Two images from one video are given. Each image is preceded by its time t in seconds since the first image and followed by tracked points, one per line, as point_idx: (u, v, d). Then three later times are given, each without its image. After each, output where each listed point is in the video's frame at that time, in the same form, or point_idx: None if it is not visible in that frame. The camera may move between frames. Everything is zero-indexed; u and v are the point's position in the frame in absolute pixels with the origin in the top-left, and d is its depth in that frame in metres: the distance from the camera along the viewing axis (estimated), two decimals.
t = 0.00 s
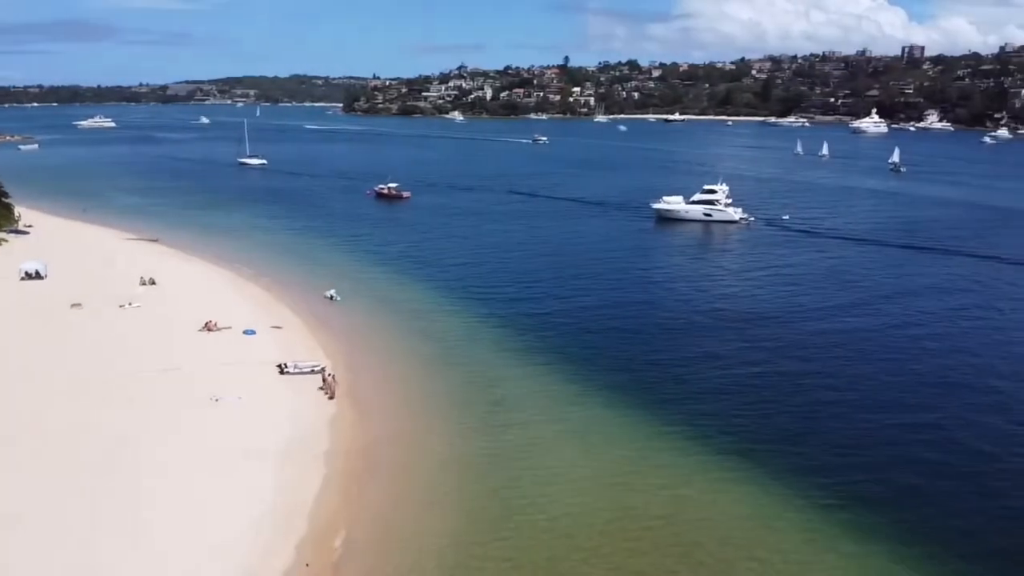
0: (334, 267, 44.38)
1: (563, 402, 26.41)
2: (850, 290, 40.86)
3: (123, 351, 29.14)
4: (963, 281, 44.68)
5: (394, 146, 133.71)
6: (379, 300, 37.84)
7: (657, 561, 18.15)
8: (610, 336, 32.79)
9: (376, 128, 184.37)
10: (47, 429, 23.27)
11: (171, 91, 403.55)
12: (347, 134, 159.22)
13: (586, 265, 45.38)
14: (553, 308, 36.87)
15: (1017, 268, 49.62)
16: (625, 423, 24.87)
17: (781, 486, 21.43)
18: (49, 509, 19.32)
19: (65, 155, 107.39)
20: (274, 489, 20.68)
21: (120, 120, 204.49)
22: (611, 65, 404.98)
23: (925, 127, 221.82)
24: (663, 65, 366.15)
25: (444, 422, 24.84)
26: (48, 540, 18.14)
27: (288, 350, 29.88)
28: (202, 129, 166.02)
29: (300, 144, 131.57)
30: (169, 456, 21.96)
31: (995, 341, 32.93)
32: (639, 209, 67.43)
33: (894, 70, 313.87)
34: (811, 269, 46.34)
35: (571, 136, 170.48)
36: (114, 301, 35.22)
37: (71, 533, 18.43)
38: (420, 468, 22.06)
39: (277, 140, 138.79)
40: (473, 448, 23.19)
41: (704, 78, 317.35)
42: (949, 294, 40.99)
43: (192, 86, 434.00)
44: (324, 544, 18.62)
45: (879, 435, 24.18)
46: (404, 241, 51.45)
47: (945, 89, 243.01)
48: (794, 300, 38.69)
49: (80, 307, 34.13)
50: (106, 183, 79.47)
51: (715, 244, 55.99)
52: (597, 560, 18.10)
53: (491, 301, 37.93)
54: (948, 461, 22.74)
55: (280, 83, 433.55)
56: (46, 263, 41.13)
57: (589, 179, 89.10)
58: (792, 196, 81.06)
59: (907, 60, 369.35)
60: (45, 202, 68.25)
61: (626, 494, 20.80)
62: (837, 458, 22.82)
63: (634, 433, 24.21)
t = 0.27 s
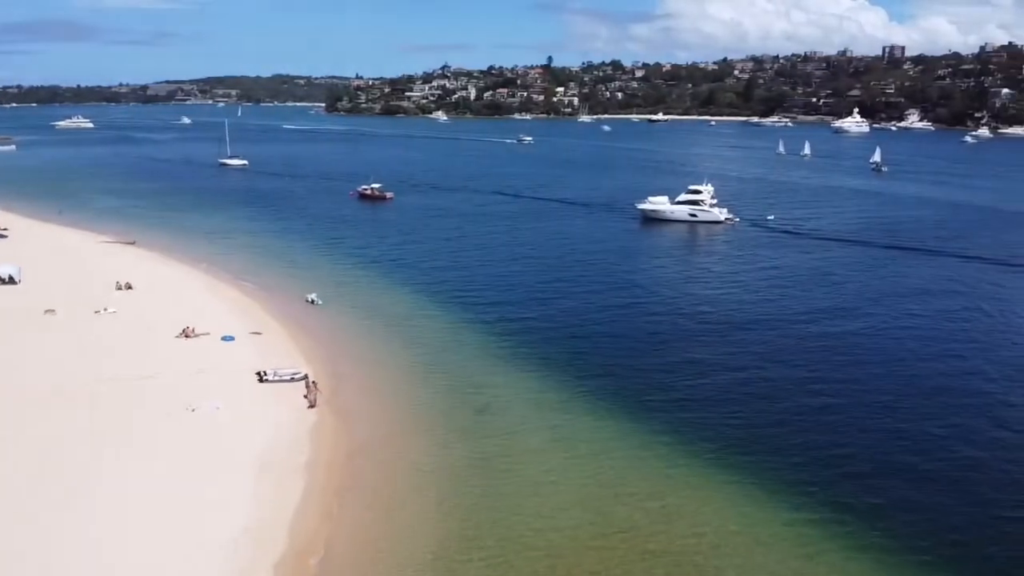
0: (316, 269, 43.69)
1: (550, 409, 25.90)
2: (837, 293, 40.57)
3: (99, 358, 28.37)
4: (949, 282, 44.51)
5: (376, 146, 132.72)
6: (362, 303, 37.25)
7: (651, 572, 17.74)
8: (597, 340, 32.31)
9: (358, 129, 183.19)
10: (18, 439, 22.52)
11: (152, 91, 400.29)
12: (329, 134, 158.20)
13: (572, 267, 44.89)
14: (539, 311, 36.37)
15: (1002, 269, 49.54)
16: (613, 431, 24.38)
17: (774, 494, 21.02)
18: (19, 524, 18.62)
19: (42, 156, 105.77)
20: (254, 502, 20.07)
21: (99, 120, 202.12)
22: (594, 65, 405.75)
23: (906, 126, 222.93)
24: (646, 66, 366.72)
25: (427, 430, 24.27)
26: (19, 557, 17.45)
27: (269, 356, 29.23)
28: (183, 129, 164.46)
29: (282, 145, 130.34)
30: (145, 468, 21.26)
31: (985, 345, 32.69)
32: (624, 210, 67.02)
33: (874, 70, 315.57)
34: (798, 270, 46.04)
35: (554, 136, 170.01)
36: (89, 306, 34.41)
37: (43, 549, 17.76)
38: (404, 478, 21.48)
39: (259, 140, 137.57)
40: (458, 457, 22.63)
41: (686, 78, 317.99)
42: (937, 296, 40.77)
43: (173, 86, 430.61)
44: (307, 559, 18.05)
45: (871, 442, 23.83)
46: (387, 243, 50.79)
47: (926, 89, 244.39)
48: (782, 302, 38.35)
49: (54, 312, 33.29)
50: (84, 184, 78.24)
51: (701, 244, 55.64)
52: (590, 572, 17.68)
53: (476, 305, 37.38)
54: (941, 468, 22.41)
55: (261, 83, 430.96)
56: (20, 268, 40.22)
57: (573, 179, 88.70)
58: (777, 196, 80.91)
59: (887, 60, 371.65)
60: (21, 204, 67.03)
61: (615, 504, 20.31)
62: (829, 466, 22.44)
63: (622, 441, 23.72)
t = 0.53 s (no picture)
0: (296, 273, 42.91)
1: (535, 419, 25.28)
2: (825, 296, 40.16)
3: (70, 368, 27.46)
4: (936, 285, 44.22)
5: (358, 146, 131.61)
6: (343, 308, 36.53)
7: None
8: (585, 346, 31.70)
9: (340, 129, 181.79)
10: None
11: (131, 92, 396.68)
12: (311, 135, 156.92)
13: (557, 270, 44.26)
14: (525, 316, 35.75)
15: (988, 270, 49.34)
16: (602, 441, 23.78)
17: (769, 508, 20.48)
18: None
19: (17, 158, 103.93)
20: (231, 519, 19.34)
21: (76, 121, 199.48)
22: (577, 65, 405.66)
23: (887, 126, 223.97)
24: (628, 66, 367.01)
25: (410, 441, 23.58)
26: None
27: (247, 364, 28.46)
28: (162, 130, 162.67)
29: (262, 145, 128.97)
30: (117, 483, 20.46)
31: (976, 350, 32.33)
32: (609, 211, 66.51)
33: (855, 70, 317.28)
34: (785, 273, 45.62)
35: (537, 137, 169.44)
36: (61, 313, 33.46)
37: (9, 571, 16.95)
38: (385, 492, 20.79)
39: (239, 140, 136.10)
40: (441, 470, 21.95)
41: (668, 78, 318.46)
42: (924, 299, 40.44)
43: (153, 86, 426.78)
44: None
45: (865, 453, 23.35)
46: (369, 245, 49.99)
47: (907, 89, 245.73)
48: (770, 306, 37.89)
49: (25, 319, 32.31)
50: (60, 186, 76.80)
51: (687, 246, 55.16)
52: None
53: (461, 309, 36.69)
54: (937, 479, 21.94)
55: (242, 83, 427.92)
56: None
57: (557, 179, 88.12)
58: (761, 196, 80.63)
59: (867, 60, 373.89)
60: None
61: (604, 519, 19.70)
62: (824, 478, 21.93)
63: (611, 452, 23.13)
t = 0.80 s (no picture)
0: (277, 277, 42.01)
1: (522, 429, 24.55)
2: (815, 299, 39.63)
3: (38, 378, 26.41)
4: (924, 287, 43.82)
5: (340, 147, 130.35)
6: (324, 313, 35.67)
7: None
8: (573, 351, 30.99)
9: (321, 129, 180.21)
10: None
11: (110, 92, 392.82)
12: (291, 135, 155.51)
13: (543, 270, 43.51)
14: (512, 318, 34.96)
15: (975, 272, 49.04)
16: (592, 454, 23.04)
17: (765, 525, 19.80)
18: None
19: None
20: (207, 538, 18.45)
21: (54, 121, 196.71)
22: (559, 65, 405.42)
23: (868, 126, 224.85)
24: (610, 66, 367.03)
25: (392, 453, 22.78)
26: None
27: (224, 373, 27.53)
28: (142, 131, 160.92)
29: (242, 146, 127.40)
30: (86, 501, 19.49)
31: (968, 356, 31.84)
32: (594, 212, 65.85)
33: (835, 70, 318.83)
34: (773, 275, 45.07)
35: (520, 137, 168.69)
36: (30, 320, 32.33)
37: None
38: (364, 507, 20.01)
39: (219, 141, 134.46)
40: (426, 484, 21.18)
41: (651, 78, 318.75)
42: (913, 302, 40.02)
43: (132, 86, 422.74)
44: None
45: (862, 465, 22.70)
46: (351, 248, 49.10)
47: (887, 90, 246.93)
48: (760, 310, 37.28)
49: None
50: (35, 189, 75.21)
51: (673, 248, 54.58)
52: None
53: (444, 312, 35.91)
54: (936, 492, 21.36)
55: (223, 83, 424.64)
56: None
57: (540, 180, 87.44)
58: (746, 196, 80.25)
59: (848, 61, 375.93)
60: None
61: (597, 536, 19.02)
62: (822, 492, 21.29)
63: (602, 465, 22.41)
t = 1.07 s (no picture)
0: (256, 281, 41.10)
1: (508, 441, 23.86)
2: (802, 302, 39.21)
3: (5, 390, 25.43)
4: (911, 289, 43.52)
5: (321, 147, 129.06)
6: (304, 318, 34.87)
7: None
8: (559, 357, 30.36)
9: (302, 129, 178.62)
10: None
11: (88, 93, 388.87)
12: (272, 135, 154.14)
13: (527, 273, 42.84)
14: (496, 323, 34.27)
15: (960, 273, 48.86)
16: (581, 467, 22.40)
17: (760, 542, 19.24)
18: None
19: None
20: (180, 559, 17.64)
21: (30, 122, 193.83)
22: (541, 65, 405.02)
23: (849, 125, 225.73)
24: (592, 66, 366.96)
25: (374, 467, 22.04)
26: None
27: (199, 383, 26.67)
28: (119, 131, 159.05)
29: (221, 146, 125.82)
30: (53, 522, 18.62)
31: (958, 360, 31.46)
32: (578, 213, 65.22)
33: (816, 70, 320.19)
34: (760, 277, 44.63)
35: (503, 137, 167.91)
36: None
37: None
38: (345, 526, 19.26)
39: (198, 142, 132.80)
40: (410, 498, 20.52)
41: (633, 79, 318.89)
42: (901, 305, 39.67)
43: (110, 87, 418.51)
44: None
45: (858, 475, 22.20)
46: (332, 251, 48.24)
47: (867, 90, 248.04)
48: (748, 314, 36.78)
49: None
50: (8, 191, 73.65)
51: (658, 249, 54.07)
52: None
53: (427, 317, 35.20)
54: (932, 504, 20.90)
55: (202, 83, 421.20)
56: None
57: (523, 180, 86.77)
58: (730, 197, 79.92)
59: (828, 61, 377.87)
60: None
61: (586, 553, 18.41)
62: (818, 505, 20.75)
63: (591, 478, 21.77)
